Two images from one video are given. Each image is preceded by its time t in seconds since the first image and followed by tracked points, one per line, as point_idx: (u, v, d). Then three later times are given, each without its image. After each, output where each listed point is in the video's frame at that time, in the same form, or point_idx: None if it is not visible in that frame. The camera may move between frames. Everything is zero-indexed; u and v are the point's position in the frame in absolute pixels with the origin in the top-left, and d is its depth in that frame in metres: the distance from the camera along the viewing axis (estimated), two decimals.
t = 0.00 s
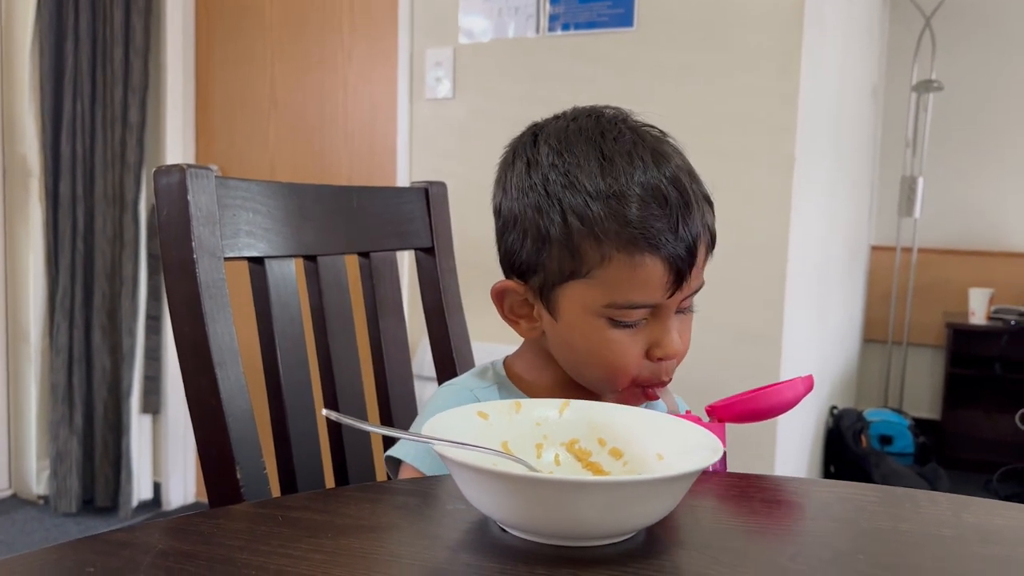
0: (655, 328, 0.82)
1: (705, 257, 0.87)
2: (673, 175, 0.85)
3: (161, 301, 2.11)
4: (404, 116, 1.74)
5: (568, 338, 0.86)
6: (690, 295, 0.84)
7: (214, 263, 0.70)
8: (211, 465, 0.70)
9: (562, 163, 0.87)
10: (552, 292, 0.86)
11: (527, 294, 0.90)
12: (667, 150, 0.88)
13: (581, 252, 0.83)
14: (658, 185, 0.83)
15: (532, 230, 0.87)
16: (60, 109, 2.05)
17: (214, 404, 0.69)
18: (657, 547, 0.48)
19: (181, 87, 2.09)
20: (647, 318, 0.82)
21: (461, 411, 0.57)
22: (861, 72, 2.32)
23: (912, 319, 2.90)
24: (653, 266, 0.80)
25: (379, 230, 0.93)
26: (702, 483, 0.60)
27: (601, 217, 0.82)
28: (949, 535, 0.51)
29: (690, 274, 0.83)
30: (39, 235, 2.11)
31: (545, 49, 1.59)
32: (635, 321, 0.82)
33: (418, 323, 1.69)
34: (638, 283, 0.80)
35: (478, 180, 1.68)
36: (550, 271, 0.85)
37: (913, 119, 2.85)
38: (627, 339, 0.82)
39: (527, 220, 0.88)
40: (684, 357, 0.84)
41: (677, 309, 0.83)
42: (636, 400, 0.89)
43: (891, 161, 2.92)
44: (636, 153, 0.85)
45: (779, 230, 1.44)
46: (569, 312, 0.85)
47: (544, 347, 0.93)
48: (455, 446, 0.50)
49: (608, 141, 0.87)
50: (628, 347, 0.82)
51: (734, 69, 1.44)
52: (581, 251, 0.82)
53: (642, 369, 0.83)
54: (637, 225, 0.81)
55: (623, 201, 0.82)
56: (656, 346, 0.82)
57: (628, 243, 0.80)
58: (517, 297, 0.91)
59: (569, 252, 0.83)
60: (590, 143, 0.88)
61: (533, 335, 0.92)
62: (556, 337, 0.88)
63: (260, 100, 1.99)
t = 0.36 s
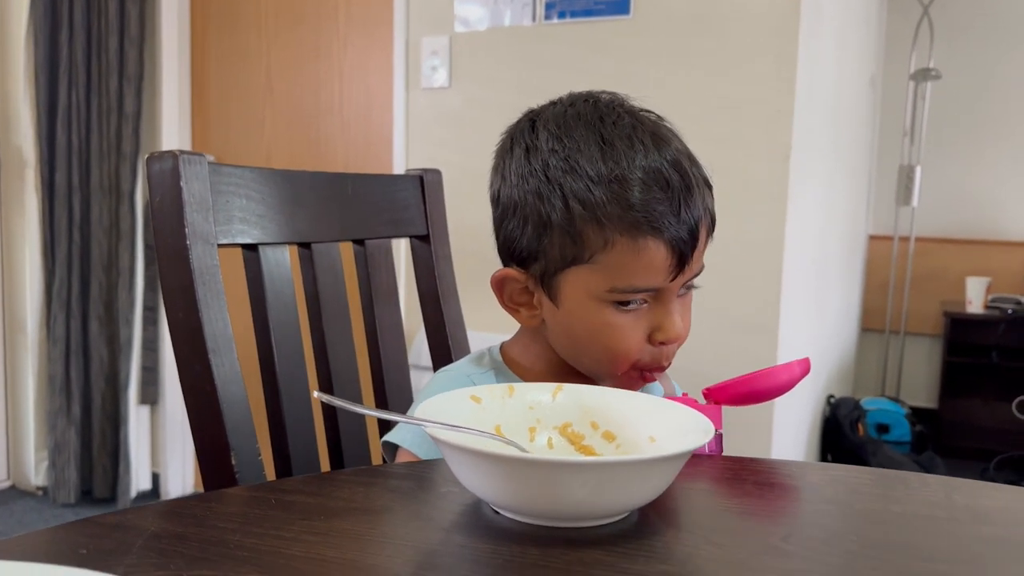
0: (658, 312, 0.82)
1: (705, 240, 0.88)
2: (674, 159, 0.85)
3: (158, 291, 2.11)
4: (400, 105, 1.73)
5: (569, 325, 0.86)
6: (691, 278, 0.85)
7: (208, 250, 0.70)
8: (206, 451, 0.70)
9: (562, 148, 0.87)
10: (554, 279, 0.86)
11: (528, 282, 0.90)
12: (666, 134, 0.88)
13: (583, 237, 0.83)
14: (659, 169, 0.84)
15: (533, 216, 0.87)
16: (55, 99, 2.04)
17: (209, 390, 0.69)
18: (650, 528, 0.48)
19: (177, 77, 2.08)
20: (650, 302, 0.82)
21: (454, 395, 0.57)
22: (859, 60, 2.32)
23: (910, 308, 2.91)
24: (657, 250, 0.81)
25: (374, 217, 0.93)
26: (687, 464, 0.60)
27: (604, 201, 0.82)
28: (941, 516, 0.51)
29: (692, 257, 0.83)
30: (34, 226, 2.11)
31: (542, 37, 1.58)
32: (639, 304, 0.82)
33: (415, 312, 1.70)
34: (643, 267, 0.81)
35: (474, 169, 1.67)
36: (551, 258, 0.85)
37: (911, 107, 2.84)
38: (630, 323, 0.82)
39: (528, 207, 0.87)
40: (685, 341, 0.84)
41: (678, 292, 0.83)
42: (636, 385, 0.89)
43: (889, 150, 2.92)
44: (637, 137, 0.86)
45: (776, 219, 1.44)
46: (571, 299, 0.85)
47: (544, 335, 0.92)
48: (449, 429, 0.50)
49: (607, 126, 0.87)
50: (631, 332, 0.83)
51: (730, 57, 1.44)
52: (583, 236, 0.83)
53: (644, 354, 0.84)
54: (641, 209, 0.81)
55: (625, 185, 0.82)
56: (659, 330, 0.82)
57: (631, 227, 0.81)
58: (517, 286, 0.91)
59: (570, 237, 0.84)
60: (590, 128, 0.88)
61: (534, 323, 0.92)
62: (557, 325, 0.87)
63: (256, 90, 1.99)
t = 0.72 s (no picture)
0: (664, 289, 0.82)
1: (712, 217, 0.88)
2: (681, 132, 0.85)
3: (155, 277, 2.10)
4: (397, 89, 1.72)
5: (574, 302, 0.85)
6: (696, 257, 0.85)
7: (203, 231, 0.69)
8: (202, 433, 0.70)
9: (568, 122, 0.87)
10: (558, 255, 0.85)
11: (532, 259, 0.89)
12: (673, 109, 0.88)
13: (589, 211, 0.82)
14: (666, 142, 0.83)
15: (538, 191, 0.86)
16: (50, 84, 2.03)
17: (205, 372, 0.68)
18: (647, 507, 0.48)
19: (172, 62, 2.07)
20: (655, 280, 0.82)
21: (452, 374, 0.56)
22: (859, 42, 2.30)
23: (909, 293, 2.91)
24: (663, 223, 0.81)
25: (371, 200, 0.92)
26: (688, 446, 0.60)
27: (611, 174, 0.82)
28: (940, 495, 0.51)
29: (698, 233, 0.83)
30: (31, 212, 2.10)
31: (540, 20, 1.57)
32: (644, 281, 0.82)
33: (412, 297, 1.69)
34: (648, 241, 0.81)
35: (471, 153, 1.67)
36: (556, 234, 0.85)
37: (910, 92, 2.83)
38: (635, 300, 0.82)
39: (533, 182, 0.87)
40: (690, 321, 0.84)
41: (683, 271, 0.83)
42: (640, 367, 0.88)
43: (888, 134, 2.91)
44: (644, 111, 0.85)
45: (775, 202, 1.43)
46: (576, 275, 0.84)
47: (547, 316, 0.92)
48: (448, 409, 0.50)
49: (614, 100, 0.87)
50: (636, 309, 0.82)
51: (730, 39, 1.43)
52: (589, 210, 0.82)
53: (649, 333, 0.83)
54: (648, 181, 0.81)
55: (632, 157, 0.82)
56: (664, 309, 0.82)
57: (638, 200, 0.81)
58: (521, 263, 0.90)
59: (576, 211, 0.83)
60: (596, 102, 0.87)
61: (537, 303, 0.91)
62: (561, 302, 0.87)
63: (253, 75, 1.97)
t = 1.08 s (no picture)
0: (657, 279, 0.81)
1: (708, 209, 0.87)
2: (676, 121, 0.85)
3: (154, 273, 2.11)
4: (396, 85, 1.72)
5: (567, 290, 0.85)
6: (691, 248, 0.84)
7: (201, 227, 0.69)
8: (201, 429, 0.70)
9: (564, 110, 0.87)
10: (553, 242, 0.86)
11: (527, 248, 0.89)
12: (670, 99, 0.88)
13: (582, 197, 0.83)
14: (660, 130, 0.83)
15: (533, 178, 0.87)
16: (49, 79, 2.02)
17: (204, 367, 0.68)
18: (646, 502, 0.48)
19: (171, 58, 2.07)
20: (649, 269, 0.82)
21: (450, 370, 0.56)
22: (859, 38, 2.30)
23: (908, 289, 2.91)
24: (656, 209, 0.81)
25: (370, 195, 0.92)
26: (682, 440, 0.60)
27: (604, 160, 0.82)
28: (938, 489, 0.51)
29: (693, 222, 0.83)
30: (30, 206, 2.09)
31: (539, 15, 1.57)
32: (638, 271, 0.81)
33: (411, 293, 1.69)
34: (641, 227, 0.81)
35: (470, 149, 1.66)
36: (550, 221, 0.85)
37: (910, 88, 2.83)
38: (629, 289, 0.82)
39: (528, 170, 0.87)
40: (684, 312, 0.83)
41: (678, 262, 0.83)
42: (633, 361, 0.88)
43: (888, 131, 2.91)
44: (639, 100, 0.86)
45: (775, 198, 1.43)
46: (570, 262, 0.84)
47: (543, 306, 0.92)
48: (445, 403, 0.50)
49: (610, 89, 0.87)
50: (630, 298, 0.82)
51: (729, 35, 1.42)
52: (583, 196, 0.83)
53: (642, 323, 0.82)
54: (640, 167, 0.81)
55: (626, 144, 0.82)
56: (658, 298, 0.81)
57: (631, 185, 0.81)
58: (517, 253, 0.90)
59: (570, 197, 0.84)
60: (592, 91, 0.88)
61: (533, 293, 0.92)
62: (555, 290, 0.87)
63: (252, 70, 1.97)
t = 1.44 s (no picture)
0: (659, 275, 0.82)
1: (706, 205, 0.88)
2: (670, 121, 0.85)
3: (154, 272, 2.11)
4: (396, 84, 1.72)
5: (570, 291, 0.85)
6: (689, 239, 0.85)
7: (203, 228, 0.70)
8: (202, 430, 0.70)
9: (559, 114, 0.87)
10: (554, 245, 0.86)
11: (529, 252, 0.89)
12: (663, 99, 0.88)
13: (581, 200, 0.83)
14: (655, 130, 0.84)
15: (532, 184, 0.87)
16: (49, 78, 2.02)
17: (205, 369, 0.68)
18: (645, 504, 0.49)
19: (171, 57, 2.07)
20: (650, 264, 0.83)
21: (451, 372, 0.57)
22: (858, 38, 2.30)
23: (906, 288, 2.91)
24: (654, 208, 0.81)
25: (370, 196, 0.93)
26: (684, 444, 0.60)
27: (601, 162, 0.83)
28: (936, 491, 0.52)
29: (692, 217, 0.83)
30: (30, 204, 2.09)
31: (539, 15, 1.57)
32: (640, 266, 0.82)
33: (411, 292, 1.69)
34: (640, 226, 0.81)
35: (470, 148, 1.67)
36: (551, 225, 0.86)
37: (909, 88, 2.84)
38: (632, 287, 0.82)
39: (527, 175, 0.87)
40: (688, 306, 0.84)
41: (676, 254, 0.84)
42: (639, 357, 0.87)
43: (887, 130, 2.91)
44: (633, 101, 0.86)
45: (775, 199, 1.43)
46: (572, 264, 0.85)
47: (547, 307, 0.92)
48: (448, 407, 0.50)
49: (603, 92, 0.88)
50: (633, 295, 0.82)
51: (729, 35, 1.43)
52: (582, 199, 0.83)
53: (646, 319, 0.83)
54: (636, 167, 0.81)
55: (622, 145, 0.83)
56: (662, 294, 0.82)
57: (628, 186, 0.81)
58: (519, 257, 0.90)
59: (569, 201, 0.84)
60: (586, 95, 0.88)
61: (536, 295, 0.92)
62: (559, 291, 0.87)
63: (251, 69, 1.97)
